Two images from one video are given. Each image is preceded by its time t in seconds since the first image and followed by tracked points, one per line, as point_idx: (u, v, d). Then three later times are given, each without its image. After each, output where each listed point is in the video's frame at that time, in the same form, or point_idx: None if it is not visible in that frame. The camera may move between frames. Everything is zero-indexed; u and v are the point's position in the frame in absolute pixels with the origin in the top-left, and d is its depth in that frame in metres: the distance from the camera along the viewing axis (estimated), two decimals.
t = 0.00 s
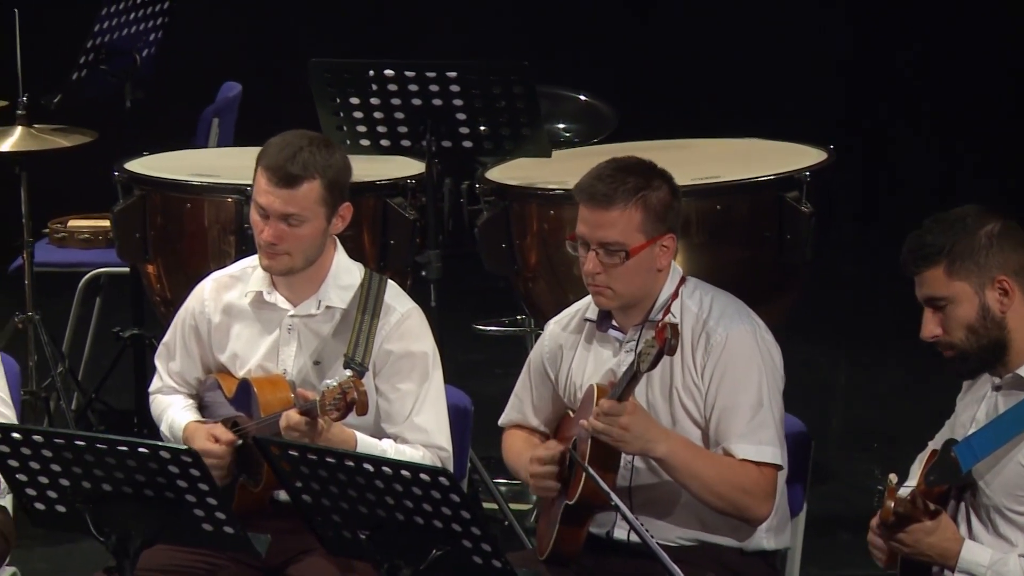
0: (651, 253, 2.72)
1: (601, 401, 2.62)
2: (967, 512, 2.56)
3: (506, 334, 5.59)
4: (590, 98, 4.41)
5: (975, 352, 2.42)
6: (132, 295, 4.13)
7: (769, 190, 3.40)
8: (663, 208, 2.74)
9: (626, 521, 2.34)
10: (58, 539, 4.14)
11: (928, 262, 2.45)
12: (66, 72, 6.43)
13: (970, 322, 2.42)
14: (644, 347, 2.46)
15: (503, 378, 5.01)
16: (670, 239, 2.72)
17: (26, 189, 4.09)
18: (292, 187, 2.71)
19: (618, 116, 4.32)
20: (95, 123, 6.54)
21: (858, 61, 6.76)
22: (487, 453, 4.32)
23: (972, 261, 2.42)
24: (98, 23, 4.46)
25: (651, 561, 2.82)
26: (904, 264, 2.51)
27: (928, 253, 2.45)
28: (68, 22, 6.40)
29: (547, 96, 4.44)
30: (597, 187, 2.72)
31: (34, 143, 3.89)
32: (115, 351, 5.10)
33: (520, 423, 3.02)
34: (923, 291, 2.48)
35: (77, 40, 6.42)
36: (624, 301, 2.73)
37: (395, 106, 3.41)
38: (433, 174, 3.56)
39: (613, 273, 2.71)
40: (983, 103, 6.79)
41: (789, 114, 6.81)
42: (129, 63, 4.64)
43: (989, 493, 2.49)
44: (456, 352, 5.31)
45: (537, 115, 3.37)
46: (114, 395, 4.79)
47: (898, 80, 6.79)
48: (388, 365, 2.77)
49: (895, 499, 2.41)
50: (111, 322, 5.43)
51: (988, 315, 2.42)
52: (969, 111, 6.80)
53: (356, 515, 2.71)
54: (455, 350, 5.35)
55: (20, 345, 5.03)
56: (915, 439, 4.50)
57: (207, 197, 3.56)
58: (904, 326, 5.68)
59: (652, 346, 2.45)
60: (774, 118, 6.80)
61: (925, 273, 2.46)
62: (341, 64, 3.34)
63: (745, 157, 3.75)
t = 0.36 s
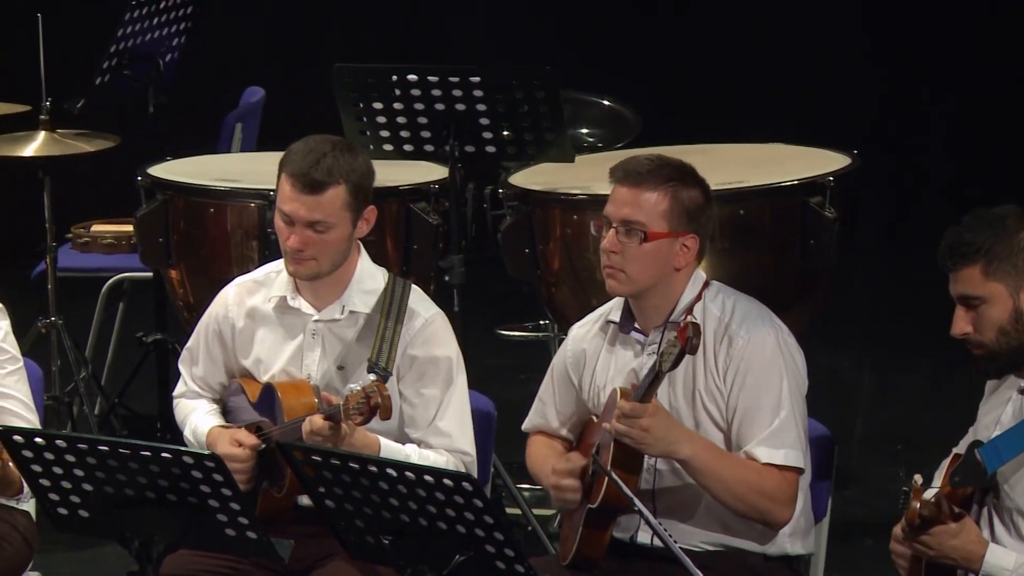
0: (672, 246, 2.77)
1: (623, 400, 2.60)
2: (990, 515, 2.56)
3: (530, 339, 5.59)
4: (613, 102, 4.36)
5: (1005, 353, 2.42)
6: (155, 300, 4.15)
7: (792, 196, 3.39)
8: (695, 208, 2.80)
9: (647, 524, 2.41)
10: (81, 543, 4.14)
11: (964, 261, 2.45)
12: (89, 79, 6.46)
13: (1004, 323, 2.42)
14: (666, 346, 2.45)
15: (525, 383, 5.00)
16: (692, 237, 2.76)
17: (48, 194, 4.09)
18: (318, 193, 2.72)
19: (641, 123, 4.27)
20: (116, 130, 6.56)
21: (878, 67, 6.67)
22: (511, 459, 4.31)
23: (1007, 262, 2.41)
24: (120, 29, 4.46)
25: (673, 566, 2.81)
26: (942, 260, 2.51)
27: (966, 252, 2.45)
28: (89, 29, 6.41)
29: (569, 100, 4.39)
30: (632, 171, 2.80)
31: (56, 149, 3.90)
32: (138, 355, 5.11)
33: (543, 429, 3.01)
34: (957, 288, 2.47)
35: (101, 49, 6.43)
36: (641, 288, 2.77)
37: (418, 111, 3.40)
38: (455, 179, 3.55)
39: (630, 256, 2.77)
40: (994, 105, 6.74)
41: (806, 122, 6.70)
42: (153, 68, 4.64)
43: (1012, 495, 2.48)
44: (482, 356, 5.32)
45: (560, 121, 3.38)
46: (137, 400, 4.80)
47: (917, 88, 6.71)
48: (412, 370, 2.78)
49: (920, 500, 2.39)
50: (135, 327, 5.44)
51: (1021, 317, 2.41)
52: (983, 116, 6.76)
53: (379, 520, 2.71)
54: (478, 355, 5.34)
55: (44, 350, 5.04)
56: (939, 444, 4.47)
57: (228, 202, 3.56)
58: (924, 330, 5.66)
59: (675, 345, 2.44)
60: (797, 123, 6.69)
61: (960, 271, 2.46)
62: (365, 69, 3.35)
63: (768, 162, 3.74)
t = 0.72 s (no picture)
0: (700, 249, 2.74)
1: (655, 400, 2.61)
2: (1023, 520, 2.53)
3: (563, 343, 5.60)
4: (645, 106, 4.39)
5: None
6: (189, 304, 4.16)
7: (824, 199, 3.39)
8: (725, 210, 2.77)
9: (680, 528, 2.48)
10: (113, 547, 4.13)
11: (998, 263, 2.44)
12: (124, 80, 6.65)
13: None
14: (699, 344, 2.47)
15: (556, 387, 5.00)
16: (721, 240, 2.73)
17: (82, 198, 4.10)
18: (349, 198, 2.71)
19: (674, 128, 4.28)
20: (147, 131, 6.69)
21: (888, 64, 6.82)
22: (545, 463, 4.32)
23: None
24: (153, 33, 4.59)
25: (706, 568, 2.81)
26: (977, 260, 2.51)
27: (1000, 254, 2.44)
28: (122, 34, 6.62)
29: (603, 105, 4.45)
30: (658, 173, 2.78)
31: (90, 152, 3.90)
32: (171, 359, 5.13)
33: (575, 434, 3.00)
34: (992, 289, 2.46)
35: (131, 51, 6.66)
36: (670, 291, 2.75)
37: (451, 114, 3.41)
38: (488, 182, 3.56)
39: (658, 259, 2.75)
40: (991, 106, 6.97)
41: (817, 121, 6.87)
42: (185, 72, 4.70)
43: None
44: (515, 360, 5.32)
45: (592, 124, 3.37)
46: (170, 403, 4.81)
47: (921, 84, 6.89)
48: (444, 371, 2.78)
49: (952, 506, 2.36)
50: (168, 331, 5.47)
51: None
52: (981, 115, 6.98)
53: (412, 523, 2.71)
54: (509, 357, 5.36)
55: (79, 354, 5.07)
56: (973, 449, 4.45)
57: (262, 206, 3.57)
58: (950, 335, 5.65)
59: (708, 343, 2.46)
60: (806, 122, 6.88)
61: (994, 271, 2.45)
62: (397, 73, 3.36)
63: (800, 166, 3.73)
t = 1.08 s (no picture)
0: (739, 250, 2.73)
1: (692, 400, 2.61)
2: None
3: (601, 344, 5.59)
4: (684, 106, 4.43)
5: None
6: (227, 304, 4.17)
7: (863, 200, 3.39)
8: (763, 211, 2.75)
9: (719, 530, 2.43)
10: (148, 548, 4.12)
11: None
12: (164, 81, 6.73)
13: None
14: (735, 343, 2.47)
15: (592, 388, 5.01)
16: (760, 241, 2.72)
17: (120, 198, 4.11)
18: (387, 200, 2.70)
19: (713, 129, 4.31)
20: (186, 132, 6.80)
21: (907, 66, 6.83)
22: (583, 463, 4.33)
23: None
24: (190, 34, 4.61)
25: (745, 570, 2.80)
26: None
27: None
28: (156, 33, 6.69)
29: (642, 105, 4.49)
30: (697, 175, 2.77)
31: (129, 153, 3.91)
32: (208, 359, 5.13)
33: (612, 434, 3.00)
34: None
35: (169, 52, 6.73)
36: (709, 291, 2.74)
37: (490, 115, 3.42)
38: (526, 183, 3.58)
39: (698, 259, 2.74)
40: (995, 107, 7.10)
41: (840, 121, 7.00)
42: (224, 73, 4.74)
43: None
44: (554, 360, 5.33)
45: (631, 124, 3.37)
46: (208, 403, 4.82)
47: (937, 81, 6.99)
48: (481, 371, 2.77)
49: (985, 502, 2.37)
50: (204, 331, 5.48)
51: None
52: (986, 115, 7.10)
53: (449, 523, 2.70)
54: (545, 357, 5.38)
55: (117, 355, 5.09)
56: (1010, 451, 4.44)
57: (300, 207, 3.62)
58: (978, 337, 5.65)
59: (744, 342, 2.47)
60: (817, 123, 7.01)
61: None
62: (435, 73, 3.38)
63: (840, 166, 3.74)
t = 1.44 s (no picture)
0: (765, 255, 2.72)
1: (718, 402, 2.60)
2: None
3: (627, 343, 5.59)
4: (710, 107, 4.43)
5: None
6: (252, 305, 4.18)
7: (888, 201, 3.39)
8: (787, 214, 2.74)
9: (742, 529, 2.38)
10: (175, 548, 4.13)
11: None
12: (184, 82, 6.74)
13: None
14: (763, 347, 2.41)
15: (617, 388, 5.01)
16: (786, 244, 2.71)
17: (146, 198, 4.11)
18: (414, 201, 2.70)
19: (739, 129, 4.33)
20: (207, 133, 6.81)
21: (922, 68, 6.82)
22: (607, 463, 4.34)
23: None
24: (217, 34, 4.72)
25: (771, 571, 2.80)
26: None
27: None
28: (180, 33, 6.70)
29: (667, 106, 4.49)
30: (722, 177, 2.76)
31: (155, 153, 3.91)
32: (234, 358, 5.13)
33: (637, 435, 3.00)
34: None
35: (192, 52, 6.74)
36: (736, 297, 2.74)
37: (515, 115, 3.43)
38: (551, 184, 3.59)
39: (724, 264, 2.73)
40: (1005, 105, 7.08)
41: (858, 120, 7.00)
42: (249, 72, 4.77)
43: None
44: (580, 360, 5.33)
45: (656, 123, 3.37)
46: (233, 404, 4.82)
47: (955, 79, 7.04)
48: (506, 372, 2.76)
49: (1008, 494, 2.31)
50: (230, 331, 5.48)
51: None
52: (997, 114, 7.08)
53: (475, 524, 2.70)
54: (570, 357, 5.39)
55: (142, 355, 5.10)
56: None
57: (325, 206, 3.63)
58: (999, 338, 5.65)
59: (771, 346, 2.40)
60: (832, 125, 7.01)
61: None
62: (460, 73, 3.39)
63: (865, 167, 3.75)
